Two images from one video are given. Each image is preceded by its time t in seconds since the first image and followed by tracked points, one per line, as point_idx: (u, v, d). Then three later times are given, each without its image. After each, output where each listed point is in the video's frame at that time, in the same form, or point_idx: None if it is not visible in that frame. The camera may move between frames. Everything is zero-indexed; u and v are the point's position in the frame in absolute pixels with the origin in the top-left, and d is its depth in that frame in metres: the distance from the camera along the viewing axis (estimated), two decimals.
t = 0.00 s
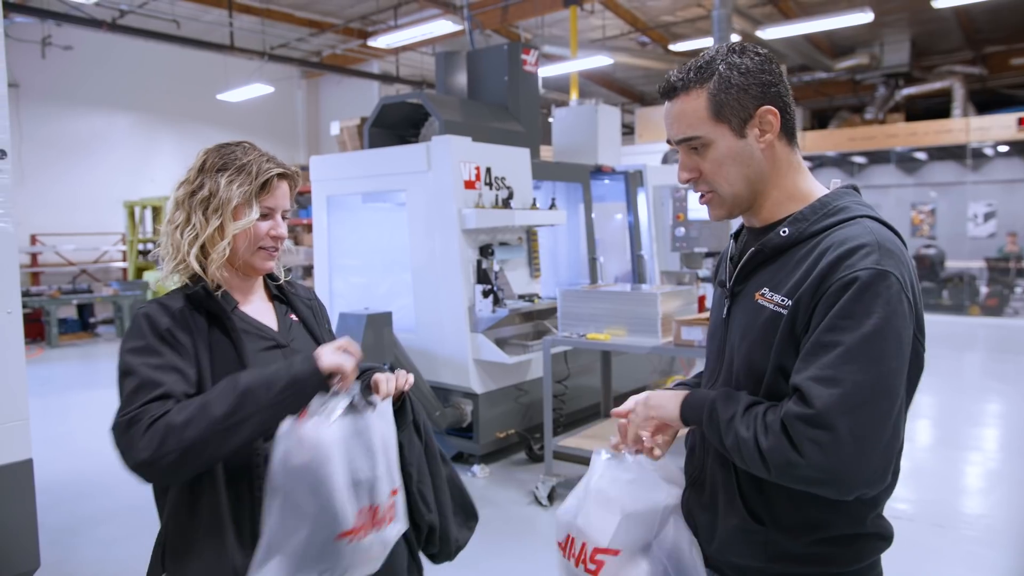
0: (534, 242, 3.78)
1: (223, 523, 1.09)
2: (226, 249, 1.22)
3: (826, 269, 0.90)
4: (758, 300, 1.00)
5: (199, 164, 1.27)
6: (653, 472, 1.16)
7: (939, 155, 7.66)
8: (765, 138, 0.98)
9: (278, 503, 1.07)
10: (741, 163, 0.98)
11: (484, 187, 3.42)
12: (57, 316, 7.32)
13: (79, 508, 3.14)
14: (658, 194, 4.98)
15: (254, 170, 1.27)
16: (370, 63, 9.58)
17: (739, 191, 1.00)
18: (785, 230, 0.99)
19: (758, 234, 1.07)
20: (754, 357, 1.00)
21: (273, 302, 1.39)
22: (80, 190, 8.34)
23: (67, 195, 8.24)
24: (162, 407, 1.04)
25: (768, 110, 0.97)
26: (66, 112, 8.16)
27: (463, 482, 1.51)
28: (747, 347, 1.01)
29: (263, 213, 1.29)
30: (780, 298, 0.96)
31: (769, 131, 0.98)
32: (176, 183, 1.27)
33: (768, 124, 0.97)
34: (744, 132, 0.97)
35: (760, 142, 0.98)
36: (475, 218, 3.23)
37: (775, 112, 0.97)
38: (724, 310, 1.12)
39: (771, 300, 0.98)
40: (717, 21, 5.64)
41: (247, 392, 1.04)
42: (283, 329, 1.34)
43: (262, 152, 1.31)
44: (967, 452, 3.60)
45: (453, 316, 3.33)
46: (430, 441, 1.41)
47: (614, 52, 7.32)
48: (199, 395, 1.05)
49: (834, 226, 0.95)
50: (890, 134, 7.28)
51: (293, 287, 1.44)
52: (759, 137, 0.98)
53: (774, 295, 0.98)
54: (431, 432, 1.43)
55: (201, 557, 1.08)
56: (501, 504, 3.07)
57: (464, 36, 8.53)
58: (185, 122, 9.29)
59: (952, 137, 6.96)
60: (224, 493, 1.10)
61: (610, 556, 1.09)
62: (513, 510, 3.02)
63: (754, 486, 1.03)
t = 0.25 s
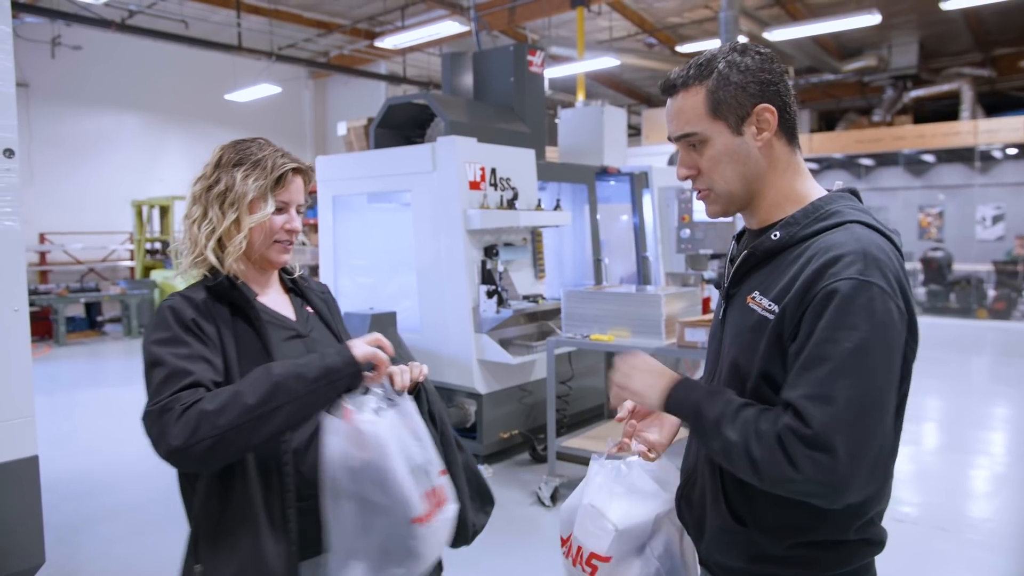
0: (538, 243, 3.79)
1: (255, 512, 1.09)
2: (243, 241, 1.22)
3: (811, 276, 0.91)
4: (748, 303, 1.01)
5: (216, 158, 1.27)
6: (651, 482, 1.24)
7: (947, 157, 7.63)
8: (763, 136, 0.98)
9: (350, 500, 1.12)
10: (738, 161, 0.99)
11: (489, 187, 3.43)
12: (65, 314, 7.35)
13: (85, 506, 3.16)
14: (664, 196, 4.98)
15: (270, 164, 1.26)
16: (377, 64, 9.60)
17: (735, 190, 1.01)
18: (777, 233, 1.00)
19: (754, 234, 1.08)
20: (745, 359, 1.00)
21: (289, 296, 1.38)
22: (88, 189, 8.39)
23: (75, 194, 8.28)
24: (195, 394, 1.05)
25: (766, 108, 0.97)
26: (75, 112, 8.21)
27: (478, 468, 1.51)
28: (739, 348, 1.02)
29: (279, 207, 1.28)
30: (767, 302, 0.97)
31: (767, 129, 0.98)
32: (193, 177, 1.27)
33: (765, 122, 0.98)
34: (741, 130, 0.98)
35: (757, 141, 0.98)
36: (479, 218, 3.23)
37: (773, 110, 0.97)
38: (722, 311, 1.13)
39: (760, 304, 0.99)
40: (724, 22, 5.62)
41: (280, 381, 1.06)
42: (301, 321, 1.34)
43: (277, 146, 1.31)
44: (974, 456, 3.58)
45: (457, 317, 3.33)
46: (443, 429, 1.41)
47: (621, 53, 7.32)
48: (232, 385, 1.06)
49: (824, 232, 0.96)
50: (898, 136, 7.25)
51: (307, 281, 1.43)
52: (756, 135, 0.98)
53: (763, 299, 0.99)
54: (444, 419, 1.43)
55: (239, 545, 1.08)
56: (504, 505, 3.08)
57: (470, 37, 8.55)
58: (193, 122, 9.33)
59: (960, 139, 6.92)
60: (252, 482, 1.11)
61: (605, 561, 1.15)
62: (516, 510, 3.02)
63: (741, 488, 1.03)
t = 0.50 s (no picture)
0: (544, 244, 3.79)
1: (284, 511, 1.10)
2: (258, 240, 1.22)
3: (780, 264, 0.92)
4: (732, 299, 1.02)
5: (229, 158, 1.27)
6: (655, 485, 1.26)
7: (955, 158, 7.61)
8: (756, 137, 0.98)
9: (418, 515, 1.19)
10: (733, 161, 0.99)
11: (494, 188, 3.43)
12: (73, 313, 7.39)
13: (92, 504, 3.18)
14: (670, 197, 4.98)
15: (283, 162, 1.26)
16: (384, 65, 9.63)
17: (730, 189, 1.01)
18: (763, 232, 1.00)
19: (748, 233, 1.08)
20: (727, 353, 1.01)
21: (305, 293, 1.39)
22: (97, 189, 8.44)
23: (84, 194, 8.33)
24: (233, 394, 1.05)
25: (759, 109, 0.97)
26: (85, 112, 8.27)
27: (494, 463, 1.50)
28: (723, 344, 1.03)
29: (292, 204, 1.28)
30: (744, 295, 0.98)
31: (760, 130, 0.98)
32: (208, 178, 1.27)
33: (759, 123, 0.98)
34: (735, 130, 0.98)
35: (750, 141, 0.98)
36: (485, 219, 3.24)
37: (765, 111, 0.97)
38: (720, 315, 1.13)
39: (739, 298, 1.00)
40: (732, 23, 5.60)
41: (322, 393, 1.06)
42: (319, 319, 1.34)
43: (289, 144, 1.31)
44: (982, 459, 3.56)
45: (463, 317, 3.34)
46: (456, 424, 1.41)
47: (627, 54, 7.31)
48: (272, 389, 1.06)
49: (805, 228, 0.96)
50: (906, 138, 7.22)
51: (322, 279, 1.44)
52: (749, 136, 0.98)
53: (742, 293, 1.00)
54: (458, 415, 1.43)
55: (269, 549, 1.09)
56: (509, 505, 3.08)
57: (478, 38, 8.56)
58: (201, 122, 9.38)
59: (968, 140, 6.88)
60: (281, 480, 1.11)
61: (609, 563, 1.19)
62: (521, 511, 3.02)
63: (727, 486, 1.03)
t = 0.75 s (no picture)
0: (547, 244, 3.79)
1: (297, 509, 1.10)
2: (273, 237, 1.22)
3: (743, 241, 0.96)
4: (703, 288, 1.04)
5: (238, 158, 1.27)
6: (652, 479, 1.27)
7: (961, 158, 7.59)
8: (741, 138, 0.98)
9: (434, 515, 1.18)
10: (717, 162, 0.99)
11: (497, 188, 3.43)
12: (79, 312, 7.42)
13: (96, 502, 3.19)
14: (674, 197, 4.97)
15: (292, 158, 1.26)
16: (388, 65, 9.64)
17: (715, 189, 1.02)
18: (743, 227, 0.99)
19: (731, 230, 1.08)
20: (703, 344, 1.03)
21: (317, 292, 1.39)
22: (102, 189, 8.47)
23: (90, 194, 8.36)
24: (257, 391, 1.04)
25: (745, 111, 0.97)
26: (90, 112, 8.30)
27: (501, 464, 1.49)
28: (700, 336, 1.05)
29: (304, 199, 1.28)
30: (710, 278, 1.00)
31: (745, 131, 0.98)
32: (219, 179, 1.28)
33: (744, 124, 0.98)
34: (720, 131, 0.98)
35: (735, 142, 0.99)
36: (487, 219, 3.25)
37: (751, 113, 0.97)
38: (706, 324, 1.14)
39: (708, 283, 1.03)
40: (736, 22, 5.56)
41: (347, 393, 1.03)
42: (332, 316, 1.34)
43: (297, 140, 1.31)
44: (987, 460, 3.54)
45: (465, 316, 3.34)
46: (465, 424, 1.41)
47: (632, 54, 7.30)
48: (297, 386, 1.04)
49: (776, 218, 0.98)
50: (911, 138, 7.20)
51: (333, 277, 1.44)
52: (734, 137, 0.98)
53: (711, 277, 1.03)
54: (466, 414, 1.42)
55: (282, 546, 1.08)
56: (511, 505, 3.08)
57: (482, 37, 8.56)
58: (206, 122, 9.40)
59: (974, 140, 6.85)
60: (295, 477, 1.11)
61: (612, 560, 1.16)
62: (523, 511, 3.02)
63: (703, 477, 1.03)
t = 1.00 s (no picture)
0: (546, 246, 3.80)
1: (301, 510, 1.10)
2: (271, 244, 1.22)
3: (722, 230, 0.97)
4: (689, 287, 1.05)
5: (244, 162, 1.26)
6: (649, 480, 1.25)
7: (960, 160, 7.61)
8: (721, 143, 0.99)
9: (442, 524, 1.17)
10: (696, 166, 1.00)
11: (497, 190, 3.44)
12: (78, 314, 7.41)
13: (94, 504, 3.19)
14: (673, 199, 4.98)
15: (296, 166, 1.25)
16: (389, 67, 9.65)
17: (695, 192, 1.02)
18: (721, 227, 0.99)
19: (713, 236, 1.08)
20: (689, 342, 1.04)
21: (319, 293, 1.38)
22: (102, 190, 8.47)
23: (90, 195, 8.37)
24: (270, 393, 1.03)
25: (726, 117, 0.98)
26: (90, 113, 8.30)
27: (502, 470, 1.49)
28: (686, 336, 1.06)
29: (306, 207, 1.27)
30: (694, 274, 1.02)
31: (726, 138, 0.99)
32: (224, 181, 1.28)
33: (724, 130, 0.98)
34: (702, 135, 0.99)
35: (716, 147, 0.99)
36: (486, 221, 3.25)
37: (732, 120, 0.98)
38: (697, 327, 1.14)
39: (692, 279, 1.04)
40: (736, 25, 5.56)
41: (364, 401, 1.03)
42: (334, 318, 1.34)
43: (304, 146, 1.30)
44: (986, 463, 3.54)
45: (464, 318, 3.34)
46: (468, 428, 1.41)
47: (631, 56, 7.31)
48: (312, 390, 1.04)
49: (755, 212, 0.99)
50: (910, 140, 7.21)
51: (335, 279, 1.43)
52: (715, 142, 0.99)
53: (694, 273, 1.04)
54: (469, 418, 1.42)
55: (287, 548, 1.08)
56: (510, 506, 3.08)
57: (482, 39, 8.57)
58: (206, 124, 9.40)
59: (974, 143, 6.86)
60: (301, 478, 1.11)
61: (607, 560, 1.15)
62: (522, 512, 3.02)
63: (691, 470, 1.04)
